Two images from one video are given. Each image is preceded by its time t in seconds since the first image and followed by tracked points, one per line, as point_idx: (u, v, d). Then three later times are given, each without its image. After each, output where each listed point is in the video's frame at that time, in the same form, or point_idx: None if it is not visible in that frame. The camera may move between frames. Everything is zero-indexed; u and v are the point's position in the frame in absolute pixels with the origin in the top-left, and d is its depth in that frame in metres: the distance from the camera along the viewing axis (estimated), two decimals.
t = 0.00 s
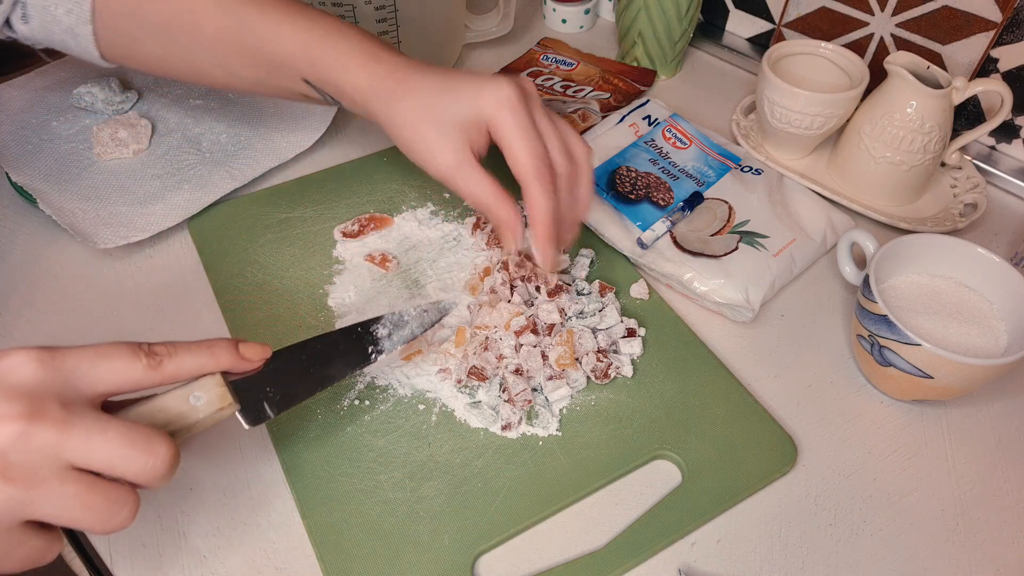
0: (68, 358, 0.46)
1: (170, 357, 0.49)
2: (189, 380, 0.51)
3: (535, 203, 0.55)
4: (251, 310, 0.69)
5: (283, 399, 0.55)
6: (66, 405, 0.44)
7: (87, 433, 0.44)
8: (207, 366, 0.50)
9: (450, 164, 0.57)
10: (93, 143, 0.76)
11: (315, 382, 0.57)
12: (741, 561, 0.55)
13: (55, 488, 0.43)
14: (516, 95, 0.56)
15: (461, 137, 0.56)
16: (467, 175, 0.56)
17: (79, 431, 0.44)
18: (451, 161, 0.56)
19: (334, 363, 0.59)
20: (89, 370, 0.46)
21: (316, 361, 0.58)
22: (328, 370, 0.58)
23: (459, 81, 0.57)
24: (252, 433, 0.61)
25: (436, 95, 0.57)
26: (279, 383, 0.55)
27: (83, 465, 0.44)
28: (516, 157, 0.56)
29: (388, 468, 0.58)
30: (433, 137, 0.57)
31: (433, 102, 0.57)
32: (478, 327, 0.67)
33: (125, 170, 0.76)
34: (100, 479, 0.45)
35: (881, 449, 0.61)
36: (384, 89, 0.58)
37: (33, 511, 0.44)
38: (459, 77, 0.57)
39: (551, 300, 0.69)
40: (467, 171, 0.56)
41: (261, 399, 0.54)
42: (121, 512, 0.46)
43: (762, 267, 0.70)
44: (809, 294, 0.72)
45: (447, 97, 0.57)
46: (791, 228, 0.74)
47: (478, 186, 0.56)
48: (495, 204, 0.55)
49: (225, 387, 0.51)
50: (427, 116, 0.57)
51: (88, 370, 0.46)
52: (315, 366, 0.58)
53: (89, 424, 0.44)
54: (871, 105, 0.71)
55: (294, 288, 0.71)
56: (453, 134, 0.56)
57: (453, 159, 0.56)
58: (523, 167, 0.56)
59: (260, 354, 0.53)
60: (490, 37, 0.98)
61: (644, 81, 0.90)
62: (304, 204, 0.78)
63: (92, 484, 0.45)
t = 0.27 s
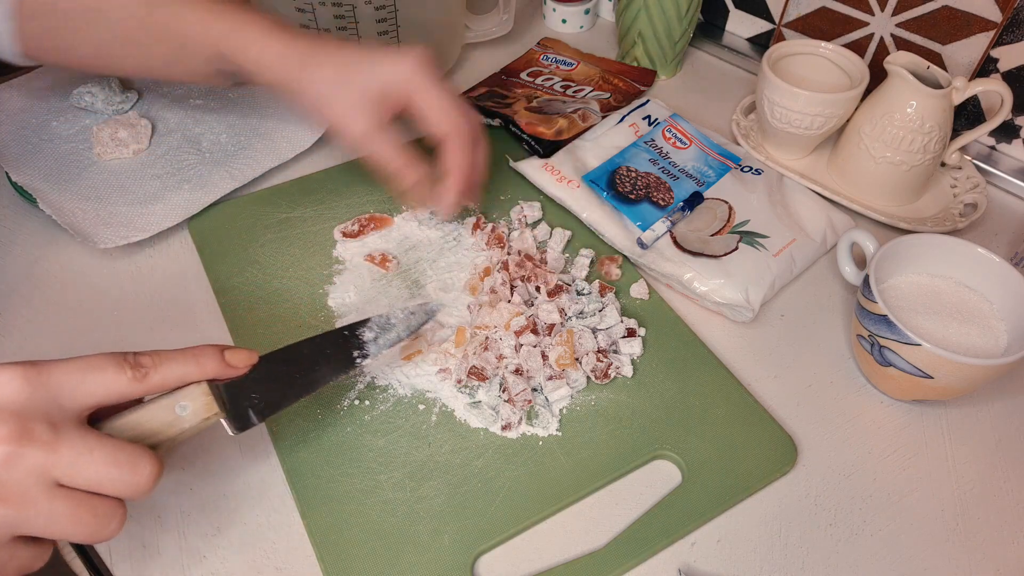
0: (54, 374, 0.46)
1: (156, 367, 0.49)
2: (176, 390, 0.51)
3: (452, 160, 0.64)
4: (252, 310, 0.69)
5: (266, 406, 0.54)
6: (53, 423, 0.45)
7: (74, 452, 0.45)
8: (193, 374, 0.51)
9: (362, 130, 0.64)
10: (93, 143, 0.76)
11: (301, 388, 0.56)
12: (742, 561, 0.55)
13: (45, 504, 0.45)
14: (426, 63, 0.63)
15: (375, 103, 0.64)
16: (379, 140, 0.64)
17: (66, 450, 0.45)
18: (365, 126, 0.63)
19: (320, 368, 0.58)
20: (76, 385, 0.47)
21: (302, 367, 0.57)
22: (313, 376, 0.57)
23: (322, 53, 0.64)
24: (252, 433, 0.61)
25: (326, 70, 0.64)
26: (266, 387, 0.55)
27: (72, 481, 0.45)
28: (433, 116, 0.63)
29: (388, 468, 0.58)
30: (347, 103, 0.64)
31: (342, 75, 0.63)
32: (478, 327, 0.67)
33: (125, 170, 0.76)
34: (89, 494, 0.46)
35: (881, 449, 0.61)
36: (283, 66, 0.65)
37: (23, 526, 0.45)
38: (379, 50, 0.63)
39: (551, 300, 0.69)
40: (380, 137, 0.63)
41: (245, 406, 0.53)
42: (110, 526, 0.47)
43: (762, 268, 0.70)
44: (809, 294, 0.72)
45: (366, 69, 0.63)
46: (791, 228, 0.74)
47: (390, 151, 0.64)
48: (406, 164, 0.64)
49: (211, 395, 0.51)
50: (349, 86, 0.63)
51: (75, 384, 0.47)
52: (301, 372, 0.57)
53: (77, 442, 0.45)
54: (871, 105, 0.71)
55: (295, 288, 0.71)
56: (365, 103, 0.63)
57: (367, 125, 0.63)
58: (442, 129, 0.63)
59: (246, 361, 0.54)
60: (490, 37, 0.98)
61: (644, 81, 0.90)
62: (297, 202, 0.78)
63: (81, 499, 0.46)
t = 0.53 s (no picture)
0: (44, 370, 0.46)
1: (143, 362, 0.49)
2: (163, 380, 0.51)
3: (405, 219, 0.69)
4: (252, 311, 0.69)
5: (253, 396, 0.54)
6: (46, 418, 0.46)
7: (68, 446, 0.46)
8: (178, 367, 0.50)
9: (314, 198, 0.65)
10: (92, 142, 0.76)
11: (282, 377, 0.57)
12: (742, 561, 0.55)
13: (40, 498, 0.46)
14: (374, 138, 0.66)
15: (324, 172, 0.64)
16: (332, 206, 0.65)
17: (60, 444, 0.46)
18: (316, 196, 0.64)
19: (300, 357, 0.59)
20: (65, 380, 0.47)
21: (282, 356, 0.58)
22: (294, 365, 0.58)
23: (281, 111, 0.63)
24: (252, 433, 0.61)
25: (281, 132, 0.62)
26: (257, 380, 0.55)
27: (67, 474, 0.46)
28: (388, 186, 0.67)
29: (388, 468, 0.58)
30: (295, 171, 0.63)
31: (293, 140, 0.63)
32: (477, 327, 0.67)
33: (126, 170, 0.76)
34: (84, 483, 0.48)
35: (881, 449, 0.61)
36: (234, 124, 0.62)
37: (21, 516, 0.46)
38: (327, 124, 0.65)
39: (550, 300, 0.69)
40: (332, 205, 0.65)
41: (229, 393, 0.53)
42: (105, 512, 0.49)
43: (762, 268, 0.70)
44: (809, 294, 0.72)
45: (309, 141, 0.63)
46: (791, 228, 0.74)
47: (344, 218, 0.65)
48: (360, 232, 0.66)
49: (197, 387, 0.52)
50: (295, 165, 0.63)
51: (63, 380, 0.47)
52: (282, 363, 0.57)
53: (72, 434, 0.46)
54: (871, 105, 0.71)
55: (295, 288, 0.71)
56: (317, 172, 0.64)
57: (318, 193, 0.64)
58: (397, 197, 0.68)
59: (232, 352, 0.53)
60: (490, 36, 0.98)
61: (644, 81, 0.90)
62: (290, 199, 0.78)
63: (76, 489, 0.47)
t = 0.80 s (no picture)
0: (42, 376, 0.46)
1: (144, 368, 0.48)
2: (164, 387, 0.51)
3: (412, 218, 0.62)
4: (252, 312, 0.69)
5: (254, 402, 0.54)
6: (45, 426, 0.45)
7: (66, 453, 0.45)
8: (179, 373, 0.50)
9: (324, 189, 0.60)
10: (93, 143, 0.76)
11: (284, 382, 0.57)
12: (741, 561, 0.55)
13: (36, 509, 0.45)
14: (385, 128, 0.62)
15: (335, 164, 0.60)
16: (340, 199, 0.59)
17: (58, 450, 0.45)
18: (326, 187, 0.59)
19: (304, 362, 0.59)
20: (65, 386, 0.46)
21: (286, 361, 0.58)
22: (296, 370, 0.58)
23: (289, 102, 0.60)
24: (251, 433, 0.61)
25: (288, 122, 0.59)
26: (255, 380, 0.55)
27: (64, 484, 0.46)
28: (396, 182, 0.61)
29: (388, 468, 0.58)
30: (304, 163, 0.59)
31: (304, 130, 0.59)
32: (477, 327, 0.67)
33: (125, 170, 0.76)
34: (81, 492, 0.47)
35: (881, 449, 0.61)
36: (244, 116, 0.59)
37: (17, 527, 0.45)
38: (334, 114, 0.61)
39: (551, 300, 0.69)
40: (343, 196, 0.59)
41: (232, 400, 0.53)
42: (103, 522, 0.48)
43: (762, 268, 0.70)
44: (809, 294, 0.72)
45: (317, 130, 0.59)
46: (791, 228, 0.74)
47: (356, 211, 0.60)
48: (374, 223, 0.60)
49: (199, 394, 0.51)
50: (306, 156, 0.59)
51: (62, 387, 0.46)
52: (284, 366, 0.57)
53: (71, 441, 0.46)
54: (871, 105, 0.71)
55: (295, 288, 0.71)
56: (327, 164, 0.59)
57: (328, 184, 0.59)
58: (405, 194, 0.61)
59: (234, 358, 0.52)
60: (490, 36, 0.98)
61: (644, 81, 0.90)
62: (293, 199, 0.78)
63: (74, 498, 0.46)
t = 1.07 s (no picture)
0: (26, 412, 0.46)
1: (130, 403, 0.48)
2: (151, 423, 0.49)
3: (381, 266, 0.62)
4: (254, 312, 0.69)
5: (243, 437, 0.52)
6: (26, 463, 0.45)
7: (46, 492, 0.45)
8: (167, 409, 0.49)
9: (297, 225, 0.60)
10: (93, 143, 0.76)
11: (274, 420, 0.55)
12: (741, 561, 0.55)
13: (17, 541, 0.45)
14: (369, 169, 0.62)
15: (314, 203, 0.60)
16: (316, 234, 0.60)
17: (39, 489, 0.45)
18: (299, 223, 0.60)
19: (296, 399, 0.57)
20: (49, 421, 0.46)
21: (278, 396, 0.56)
22: (288, 408, 0.56)
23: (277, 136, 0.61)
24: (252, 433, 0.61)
25: (273, 154, 0.60)
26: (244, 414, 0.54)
27: (44, 521, 0.46)
28: (370, 227, 0.61)
29: (388, 468, 0.58)
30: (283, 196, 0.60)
31: (286, 163, 0.60)
32: (477, 327, 0.67)
33: (125, 170, 0.75)
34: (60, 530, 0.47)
35: (882, 449, 0.61)
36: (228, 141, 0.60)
37: None
38: (321, 148, 0.61)
39: (551, 300, 0.69)
40: (315, 236, 0.60)
41: (220, 439, 0.51)
42: (81, 559, 0.48)
43: (762, 268, 0.70)
44: (809, 294, 0.72)
45: (299, 163, 0.60)
46: (791, 228, 0.74)
47: (327, 251, 0.60)
48: (345, 266, 0.61)
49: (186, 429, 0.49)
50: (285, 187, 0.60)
51: (47, 421, 0.46)
52: (276, 405, 0.56)
53: (51, 481, 0.45)
54: (871, 105, 0.71)
55: (295, 288, 0.71)
56: (307, 200, 0.60)
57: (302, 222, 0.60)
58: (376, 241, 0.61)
59: (224, 394, 0.51)
60: (490, 36, 0.98)
61: (644, 81, 0.90)
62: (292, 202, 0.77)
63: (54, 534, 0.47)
